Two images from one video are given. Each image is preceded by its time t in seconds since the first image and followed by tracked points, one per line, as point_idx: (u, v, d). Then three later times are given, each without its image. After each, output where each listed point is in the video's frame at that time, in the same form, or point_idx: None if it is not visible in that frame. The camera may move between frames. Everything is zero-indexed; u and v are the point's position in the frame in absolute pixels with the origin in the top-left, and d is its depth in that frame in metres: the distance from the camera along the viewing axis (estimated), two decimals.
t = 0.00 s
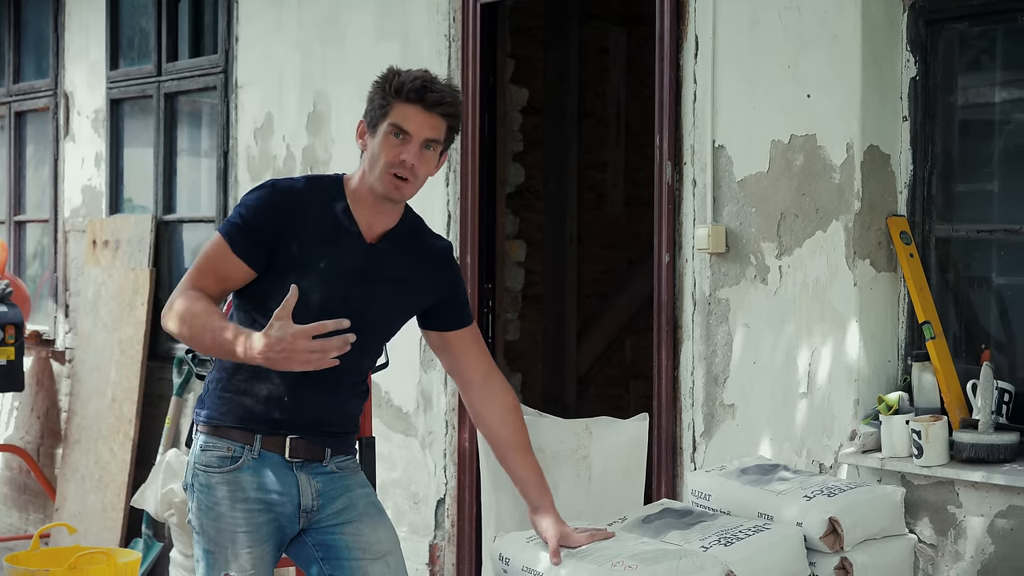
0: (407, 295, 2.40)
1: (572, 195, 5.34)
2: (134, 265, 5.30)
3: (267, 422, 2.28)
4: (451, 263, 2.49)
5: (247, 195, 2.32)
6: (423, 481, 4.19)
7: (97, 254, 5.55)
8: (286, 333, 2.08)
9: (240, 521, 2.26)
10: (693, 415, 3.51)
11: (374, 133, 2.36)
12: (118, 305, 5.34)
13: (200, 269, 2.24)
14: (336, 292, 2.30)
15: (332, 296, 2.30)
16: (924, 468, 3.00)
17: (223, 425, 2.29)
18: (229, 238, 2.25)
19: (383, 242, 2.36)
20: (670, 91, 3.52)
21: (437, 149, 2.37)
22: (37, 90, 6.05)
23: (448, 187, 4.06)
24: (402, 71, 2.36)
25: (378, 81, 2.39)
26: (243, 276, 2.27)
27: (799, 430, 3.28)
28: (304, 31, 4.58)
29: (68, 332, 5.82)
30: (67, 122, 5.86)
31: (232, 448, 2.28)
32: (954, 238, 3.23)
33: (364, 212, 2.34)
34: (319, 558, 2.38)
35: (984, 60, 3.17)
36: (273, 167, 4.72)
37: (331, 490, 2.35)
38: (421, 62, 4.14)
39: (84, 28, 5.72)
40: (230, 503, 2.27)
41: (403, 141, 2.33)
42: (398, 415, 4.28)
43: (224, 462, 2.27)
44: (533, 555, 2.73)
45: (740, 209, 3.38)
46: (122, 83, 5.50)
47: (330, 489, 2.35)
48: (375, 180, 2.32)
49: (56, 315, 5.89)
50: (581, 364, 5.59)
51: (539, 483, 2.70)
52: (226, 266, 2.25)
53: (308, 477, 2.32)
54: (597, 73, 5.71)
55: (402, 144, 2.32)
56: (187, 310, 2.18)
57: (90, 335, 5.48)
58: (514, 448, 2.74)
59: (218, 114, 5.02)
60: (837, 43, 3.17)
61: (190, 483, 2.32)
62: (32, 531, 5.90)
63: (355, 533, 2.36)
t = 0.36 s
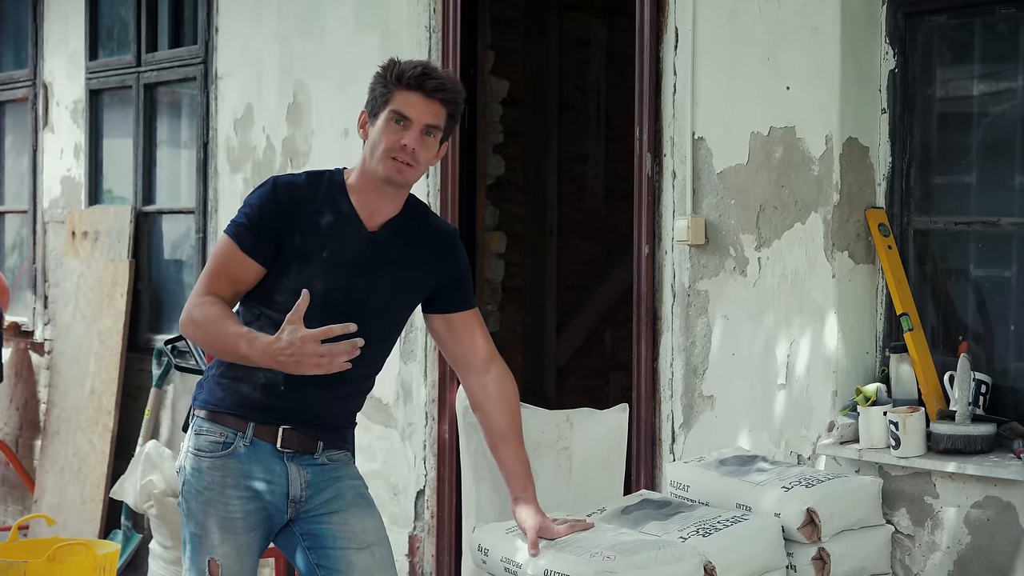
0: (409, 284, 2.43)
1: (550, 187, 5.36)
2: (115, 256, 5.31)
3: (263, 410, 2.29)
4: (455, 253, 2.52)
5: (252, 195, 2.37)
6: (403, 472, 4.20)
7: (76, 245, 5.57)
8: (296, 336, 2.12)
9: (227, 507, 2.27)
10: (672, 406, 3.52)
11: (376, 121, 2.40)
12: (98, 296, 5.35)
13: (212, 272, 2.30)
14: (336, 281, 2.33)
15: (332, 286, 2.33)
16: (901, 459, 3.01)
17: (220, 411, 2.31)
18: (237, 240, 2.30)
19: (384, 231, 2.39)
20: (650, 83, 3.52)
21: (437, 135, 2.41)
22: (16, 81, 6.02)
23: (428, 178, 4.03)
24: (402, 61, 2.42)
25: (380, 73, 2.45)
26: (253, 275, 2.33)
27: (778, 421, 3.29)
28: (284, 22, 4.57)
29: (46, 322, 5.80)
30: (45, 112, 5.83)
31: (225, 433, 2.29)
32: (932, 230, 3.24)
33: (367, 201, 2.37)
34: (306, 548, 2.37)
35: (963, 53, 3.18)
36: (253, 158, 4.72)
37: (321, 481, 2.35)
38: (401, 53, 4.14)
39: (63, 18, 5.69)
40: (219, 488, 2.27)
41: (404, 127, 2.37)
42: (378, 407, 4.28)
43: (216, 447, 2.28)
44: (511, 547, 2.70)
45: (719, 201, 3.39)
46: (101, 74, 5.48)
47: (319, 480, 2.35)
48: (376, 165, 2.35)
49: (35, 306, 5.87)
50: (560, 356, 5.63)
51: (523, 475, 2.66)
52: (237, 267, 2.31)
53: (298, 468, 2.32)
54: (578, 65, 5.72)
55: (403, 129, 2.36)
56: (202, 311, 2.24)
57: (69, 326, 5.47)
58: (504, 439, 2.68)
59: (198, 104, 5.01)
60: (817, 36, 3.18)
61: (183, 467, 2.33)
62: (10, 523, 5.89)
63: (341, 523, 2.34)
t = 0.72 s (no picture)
0: (388, 276, 2.42)
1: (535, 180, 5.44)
2: (98, 248, 5.34)
3: (242, 400, 2.31)
4: (435, 246, 2.52)
5: (230, 191, 2.37)
6: (386, 464, 4.21)
7: (59, 238, 5.58)
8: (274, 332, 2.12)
9: (205, 494, 2.27)
10: (655, 398, 3.52)
11: (350, 114, 2.41)
12: (83, 289, 5.37)
13: (193, 269, 2.30)
14: (315, 273, 2.33)
15: (310, 277, 2.33)
16: (883, 451, 3.02)
17: (198, 400, 2.32)
18: (217, 236, 2.31)
19: (362, 223, 2.39)
20: (632, 76, 3.53)
21: (412, 126, 2.41)
22: None
23: (411, 171, 4.06)
24: (375, 54, 2.42)
25: (352, 67, 2.45)
26: (234, 272, 2.34)
27: (761, 412, 3.30)
28: (267, 15, 4.57)
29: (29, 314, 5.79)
30: (28, 104, 5.83)
31: (203, 421, 2.30)
32: (914, 222, 3.24)
33: (344, 194, 2.37)
34: (278, 538, 2.36)
35: (944, 46, 3.18)
36: (235, 151, 4.73)
37: (295, 472, 2.35)
38: (384, 46, 4.14)
39: (45, 10, 5.68)
40: (196, 476, 2.28)
41: (379, 119, 2.37)
42: (361, 399, 4.28)
43: (194, 435, 2.29)
44: (494, 538, 2.67)
45: (701, 193, 3.39)
46: (84, 66, 5.48)
47: (294, 472, 2.35)
48: (352, 159, 2.35)
49: (18, 298, 5.85)
50: (544, 348, 5.67)
51: (505, 466, 2.63)
52: (218, 264, 2.31)
53: (273, 459, 2.33)
54: (562, 58, 5.73)
55: (378, 121, 2.36)
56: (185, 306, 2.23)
57: (52, 318, 5.49)
58: (486, 431, 2.65)
59: (180, 96, 5.02)
60: (799, 28, 3.18)
61: (161, 455, 2.33)
62: None
63: (313, 514, 2.34)
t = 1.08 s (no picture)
0: (378, 274, 2.43)
1: (532, 174, 5.50)
2: (94, 244, 5.34)
3: (226, 393, 2.31)
4: (426, 244, 2.51)
5: (222, 187, 2.38)
6: (382, 461, 4.21)
7: (56, 234, 5.58)
8: (248, 355, 2.13)
9: (191, 487, 2.28)
10: (652, 395, 3.52)
11: (344, 114, 2.39)
12: (80, 286, 5.38)
13: (182, 264, 2.32)
14: (303, 268, 2.33)
15: (297, 274, 2.33)
16: (880, 448, 3.01)
17: (185, 393, 2.32)
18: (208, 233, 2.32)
19: (351, 221, 2.39)
20: (629, 72, 3.52)
21: (406, 130, 2.39)
22: None
23: (407, 167, 4.04)
24: (373, 55, 2.39)
25: (350, 65, 2.42)
26: (224, 267, 2.35)
27: (757, 409, 3.29)
28: (264, 11, 4.57)
29: (26, 311, 5.79)
30: (26, 100, 5.83)
31: (188, 415, 2.31)
32: (911, 219, 3.24)
33: (334, 195, 2.38)
34: (264, 532, 2.36)
35: (941, 43, 3.18)
36: (233, 146, 4.73)
37: (279, 466, 2.35)
38: (381, 42, 4.15)
39: (43, 6, 5.68)
40: (181, 468, 2.28)
41: (372, 122, 2.35)
42: (357, 395, 4.29)
43: (179, 428, 2.30)
44: (491, 535, 2.67)
45: (697, 189, 3.39)
46: (82, 62, 5.49)
47: (278, 465, 2.35)
48: (343, 161, 2.35)
49: (15, 294, 5.85)
50: (541, 345, 5.69)
51: (500, 463, 2.61)
52: (207, 261, 2.32)
53: (257, 452, 2.33)
54: (558, 54, 5.73)
55: (371, 124, 2.35)
56: (172, 308, 2.25)
57: (49, 314, 5.50)
58: (478, 428, 2.64)
59: (178, 92, 5.02)
60: (795, 25, 3.18)
61: (149, 448, 2.34)
62: None
63: (298, 507, 2.34)
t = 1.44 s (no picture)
0: (377, 272, 2.43)
1: (533, 172, 5.47)
2: (96, 243, 5.34)
3: (228, 392, 2.31)
4: (425, 243, 2.51)
5: (222, 183, 2.40)
6: (384, 459, 4.21)
7: (58, 232, 5.58)
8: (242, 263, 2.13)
9: (193, 486, 2.28)
10: (653, 393, 3.52)
11: (352, 118, 2.39)
12: (82, 284, 5.38)
13: (176, 251, 2.32)
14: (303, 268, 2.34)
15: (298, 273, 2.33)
16: (882, 446, 3.01)
17: (185, 392, 2.32)
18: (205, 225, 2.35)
19: (352, 222, 2.40)
20: (631, 70, 3.52)
21: (412, 138, 2.40)
22: None
23: (409, 166, 4.04)
24: (385, 61, 2.38)
25: (360, 68, 2.42)
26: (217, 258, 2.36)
27: (759, 407, 3.29)
28: (265, 10, 4.57)
29: (29, 309, 5.79)
30: (27, 99, 5.83)
31: (189, 414, 2.30)
32: (913, 218, 3.24)
33: (335, 196, 2.39)
34: (263, 529, 2.37)
35: (943, 41, 3.18)
36: (234, 145, 4.73)
37: (280, 464, 2.36)
38: (382, 40, 4.14)
39: (44, 5, 5.67)
40: (184, 468, 2.28)
41: (380, 128, 2.35)
42: (359, 393, 4.29)
43: (180, 427, 2.29)
44: (493, 533, 2.67)
45: (699, 188, 3.39)
46: (83, 61, 5.49)
47: (279, 463, 2.36)
48: (348, 164, 2.35)
49: (17, 292, 5.85)
50: (542, 342, 5.69)
51: (501, 459, 2.59)
52: (201, 250, 2.34)
53: (260, 452, 2.33)
54: (560, 52, 5.73)
55: (379, 130, 2.35)
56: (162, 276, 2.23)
57: (51, 312, 5.50)
58: (480, 426, 2.62)
59: (179, 91, 5.02)
60: (797, 23, 3.18)
61: (148, 447, 2.34)
62: None
63: (298, 504, 2.35)
